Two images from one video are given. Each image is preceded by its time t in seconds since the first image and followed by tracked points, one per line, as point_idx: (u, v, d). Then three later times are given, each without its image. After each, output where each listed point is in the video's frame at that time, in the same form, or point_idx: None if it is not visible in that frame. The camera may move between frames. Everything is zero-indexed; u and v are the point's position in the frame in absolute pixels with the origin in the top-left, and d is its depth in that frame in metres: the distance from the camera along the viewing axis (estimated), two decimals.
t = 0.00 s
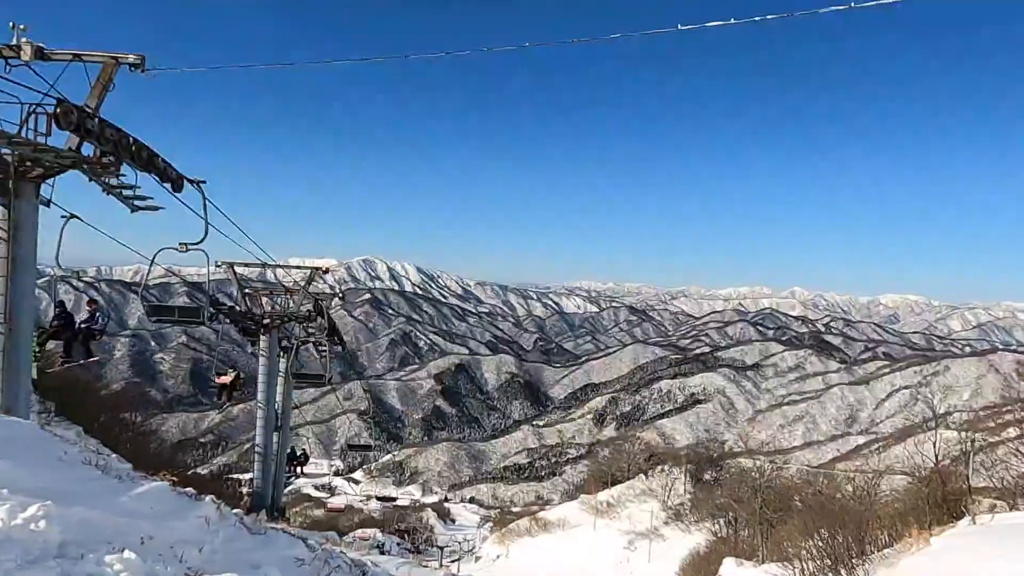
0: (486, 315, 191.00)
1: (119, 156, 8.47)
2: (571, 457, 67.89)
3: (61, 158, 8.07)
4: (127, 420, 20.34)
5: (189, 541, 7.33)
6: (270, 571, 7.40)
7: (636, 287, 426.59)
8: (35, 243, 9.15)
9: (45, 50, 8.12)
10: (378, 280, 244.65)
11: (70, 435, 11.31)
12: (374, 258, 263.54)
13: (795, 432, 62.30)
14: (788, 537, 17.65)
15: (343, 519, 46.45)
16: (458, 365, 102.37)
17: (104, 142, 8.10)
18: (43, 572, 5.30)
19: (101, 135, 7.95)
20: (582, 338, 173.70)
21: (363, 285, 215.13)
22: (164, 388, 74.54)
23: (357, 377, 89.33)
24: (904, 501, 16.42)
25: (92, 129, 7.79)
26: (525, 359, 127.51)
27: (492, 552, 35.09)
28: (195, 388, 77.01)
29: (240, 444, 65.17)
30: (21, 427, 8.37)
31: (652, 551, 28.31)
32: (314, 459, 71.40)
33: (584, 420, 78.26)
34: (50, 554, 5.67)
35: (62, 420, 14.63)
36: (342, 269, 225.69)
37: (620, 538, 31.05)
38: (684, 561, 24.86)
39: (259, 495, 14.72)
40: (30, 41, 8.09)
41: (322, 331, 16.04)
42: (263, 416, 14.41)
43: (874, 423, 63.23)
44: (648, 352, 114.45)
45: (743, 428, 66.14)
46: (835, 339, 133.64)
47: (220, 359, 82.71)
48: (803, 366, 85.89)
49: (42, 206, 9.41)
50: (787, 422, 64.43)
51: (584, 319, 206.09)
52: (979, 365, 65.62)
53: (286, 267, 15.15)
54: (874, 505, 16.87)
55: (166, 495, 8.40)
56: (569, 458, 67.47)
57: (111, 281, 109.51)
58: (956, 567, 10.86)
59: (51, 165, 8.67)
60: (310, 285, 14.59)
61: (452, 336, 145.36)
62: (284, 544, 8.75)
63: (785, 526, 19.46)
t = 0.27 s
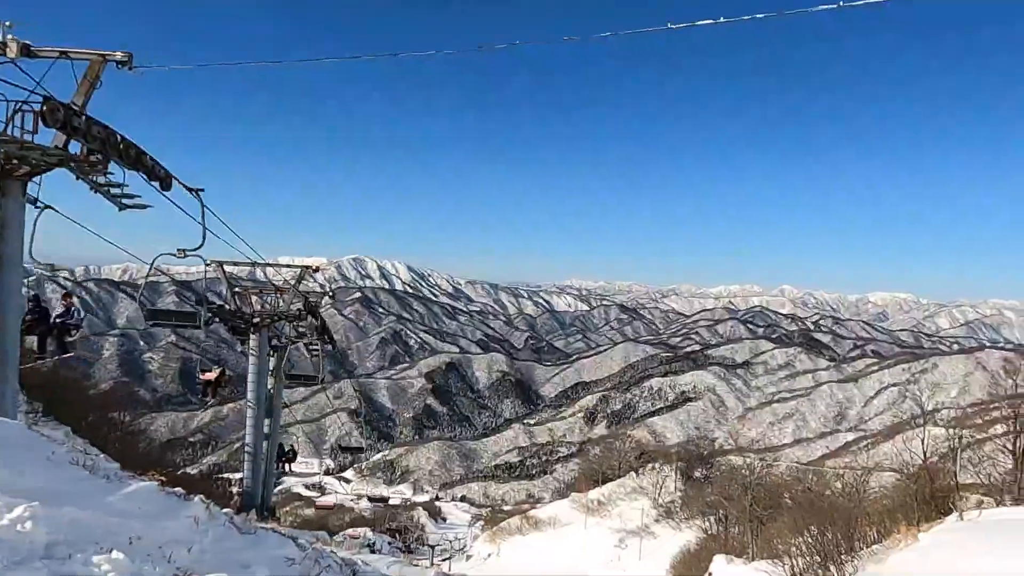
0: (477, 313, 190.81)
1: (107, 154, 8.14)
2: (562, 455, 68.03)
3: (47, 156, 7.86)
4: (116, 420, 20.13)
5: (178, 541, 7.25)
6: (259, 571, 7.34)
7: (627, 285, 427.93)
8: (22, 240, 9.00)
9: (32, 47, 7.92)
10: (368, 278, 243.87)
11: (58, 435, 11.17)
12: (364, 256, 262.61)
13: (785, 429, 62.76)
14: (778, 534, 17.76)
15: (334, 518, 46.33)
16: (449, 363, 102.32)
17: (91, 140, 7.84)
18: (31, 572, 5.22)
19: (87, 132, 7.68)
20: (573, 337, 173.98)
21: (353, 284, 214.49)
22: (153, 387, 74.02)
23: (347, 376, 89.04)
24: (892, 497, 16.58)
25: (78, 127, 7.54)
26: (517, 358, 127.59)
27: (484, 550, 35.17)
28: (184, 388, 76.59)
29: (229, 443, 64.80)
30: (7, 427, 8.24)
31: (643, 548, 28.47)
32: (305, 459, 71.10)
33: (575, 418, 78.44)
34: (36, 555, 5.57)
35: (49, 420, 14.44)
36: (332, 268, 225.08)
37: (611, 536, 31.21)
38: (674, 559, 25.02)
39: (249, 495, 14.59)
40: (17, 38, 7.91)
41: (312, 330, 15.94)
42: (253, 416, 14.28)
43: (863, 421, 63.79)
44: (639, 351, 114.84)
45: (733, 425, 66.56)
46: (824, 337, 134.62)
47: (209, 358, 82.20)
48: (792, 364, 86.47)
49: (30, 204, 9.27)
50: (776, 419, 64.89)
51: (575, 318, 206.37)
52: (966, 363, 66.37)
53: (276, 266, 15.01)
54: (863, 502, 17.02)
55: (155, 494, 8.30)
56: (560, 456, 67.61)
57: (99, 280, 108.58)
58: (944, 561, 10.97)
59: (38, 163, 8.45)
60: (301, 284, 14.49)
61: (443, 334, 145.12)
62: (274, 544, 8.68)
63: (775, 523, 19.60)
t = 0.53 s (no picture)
0: (466, 313, 190.51)
1: (93, 154, 8.12)
2: (552, 455, 68.07)
3: (32, 155, 7.74)
4: (103, 422, 19.93)
5: (166, 543, 7.17)
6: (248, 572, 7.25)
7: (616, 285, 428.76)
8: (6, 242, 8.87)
9: (17, 47, 7.87)
10: (357, 279, 242.81)
11: (45, 438, 11.01)
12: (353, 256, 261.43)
13: (773, 428, 63.16)
14: (767, 532, 17.88)
15: (323, 519, 46.12)
16: (438, 364, 102.13)
17: (77, 139, 7.79)
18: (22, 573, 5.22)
19: (74, 132, 7.64)
20: (563, 336, 174.15)
21: (342, 284, 213.52)
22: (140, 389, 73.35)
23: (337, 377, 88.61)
24: (880, 495, 16.72)
25: (64, 126, 7.48)
26: (506, 358, 127.48)
27: (474, 550, 35.14)
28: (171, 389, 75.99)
29: (218, 445, 64.34)
30: None
31: (632, 547, 28.52)
32: (294, 460, 70.73)
33: (565, 418, 78.47)
34: (25, 557, 5.52)
35: (36, 423, 14.27)
36: (321, 268, 223.77)
37: (600, 535, 31.28)
38: (664, 557, 25.12)
39: (238, 496, 14.50)
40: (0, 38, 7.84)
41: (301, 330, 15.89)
42: (241, 417, 14.20)
43: (850, 419, 64.34)
44: (629, 350, 115.14)
45: (722, 424, 66.91)
46: (812, 336, 135.51)
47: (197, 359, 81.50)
48: (780, 363, 87.03)
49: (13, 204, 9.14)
50: (765, 418, 65.28)
51: (564, 318, 206.59)
52: (952, 361, 67.09)
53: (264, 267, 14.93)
54: (851, 499, 17.16)
55: (142, 497, 8.21)
56: (549, 456, 67.65)
57: (84, 280, 107.36)
58: (932, 557, 11.09)
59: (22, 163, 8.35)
60: (289, 285, 14.44)
61: (433, 334, 144.73)
62: (263, 546, 8.60)
63: (763, 521, 19.74)
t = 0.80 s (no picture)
0: (454, 311, 190.22)
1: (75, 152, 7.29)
2: (540, 452, 68.17)
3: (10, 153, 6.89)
4: (88, 422, 19.65)
5: (150, 544, 7.05)
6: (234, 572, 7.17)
7: (604, 282, 430.01)
8: None
9: None
10: (345, 277, 241.66)
11: (27, 439, 10.76)
12: (340, 254, 260.15)
13: (760, 423, 63.72)
14: (754, 527, 18.00)
15: (312, 518, 45.89)
16: (426, 362, 101.96)
17: (59, 137, 7.00)
18: None
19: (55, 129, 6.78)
20: (551, 334, 174.39)
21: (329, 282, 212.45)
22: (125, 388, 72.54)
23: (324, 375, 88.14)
24: (864, 489, 16.90)
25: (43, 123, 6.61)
26: (495, 355, 127.50)
27: (462, 548, 35.14)
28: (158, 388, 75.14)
29: (204, 445, 63.77)
30: None
31: (621, 543, 28.61)
32: (281, 459, 70.29)
33: (553, 415, 78.63)
34: (5, 561, 5.36)
35: (18, 424, 13.98)
36: (308, 266, 222.53)
37: (589, 531, 31.40)
38: (652, 553, 25.27)
39: (224, 496, 14.31)
40: None
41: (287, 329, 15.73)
42: (227, 417, 13.98)
43: (836, 414, 65.04)
44: (616, 347, 115.55)
45: (709, 420, 67.42)
46: (798, 332, 136.80)
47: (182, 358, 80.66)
48: (767, 359, 87.72)
49: None
50: (752, 413, 65.83)
51: (552, 315, 206.91)
52: (936, 356, 67.95)
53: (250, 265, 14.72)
54: (837, 494, 17.33)
55: (126, 498, 8.07)
56: (538, 453, 67.75)
57: (67, 279, 105.98)
58: (917, 550, 11.21)
59: None
60: (275, 283, 14.28)
61: (420, 332, 144.38)
62: (249, 545, 8.51)
63: (750, 516, 19.89)
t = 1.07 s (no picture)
0: (440, 313, 189.51)
1: (56, 152, 6.61)
2: (526, 454, 67.99)
3: None
4: (70, 426, 19.26)
5: (133, 549, 6.83)
6: None
7: (590, 284, 430.80)
8: None
9: None
10: (330, 279, 240.20)
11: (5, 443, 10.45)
12: (325, 256, 258.57)
13: (745, 424, 64.11)
14: (739, 527, 18.04)
15: (296, 522, 45.33)
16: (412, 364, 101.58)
17: (40, 137, 6.29)
18: None
19: (37, 131, 6.10)
20: (537, 335, 174.43)
21: (314, 284, 210.77)
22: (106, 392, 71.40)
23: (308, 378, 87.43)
24: (849, 488, 16.96)
25: (23, 123, 5.89)
26: (481, 357, 127.15)
27: (448, 551, 34.93)
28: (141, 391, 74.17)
29: (187, 449, 62.93)
30: None
31: (607, 545, 28.52)
32: (266, 463, 69.55)
33: (539, 417, 78.49)
34: None
35: None
36: (292, 269, 220.64)
37: (575, 533, 31.35)
38: (638, 554, 25.27)
39: (208, 500, 14.04)
40: None
41: (272, 331, 15.49)
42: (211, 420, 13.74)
43: (820, 414, 65.57)
44: (602, 348, 115.78)
45: (694, 421, 67.77)
46: (782, 333, 137.95)
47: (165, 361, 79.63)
48: (751, 360, 88.32)
49: None
50: (737, 414, 66.22)
51: (538, 317, 207.03)
52: (918, 356, 68.80)
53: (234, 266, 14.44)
54: (821, 493, 17.41)
55: (107, 502, 7.81)
56: (524, 455, 67.59)
57: (47, 282, 104.33)
58: (898, 549, 11.26)
59: None
60: (260, 285, 14.02)
61: (406, 334, 143.80)
62: (233, 550, 8.30)
63: (736, 516, 19.95)
